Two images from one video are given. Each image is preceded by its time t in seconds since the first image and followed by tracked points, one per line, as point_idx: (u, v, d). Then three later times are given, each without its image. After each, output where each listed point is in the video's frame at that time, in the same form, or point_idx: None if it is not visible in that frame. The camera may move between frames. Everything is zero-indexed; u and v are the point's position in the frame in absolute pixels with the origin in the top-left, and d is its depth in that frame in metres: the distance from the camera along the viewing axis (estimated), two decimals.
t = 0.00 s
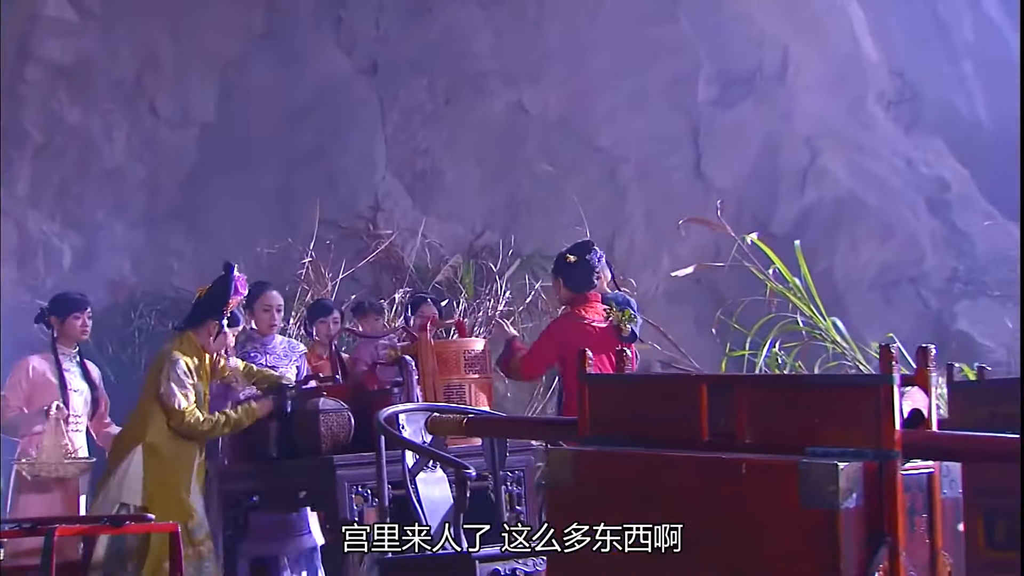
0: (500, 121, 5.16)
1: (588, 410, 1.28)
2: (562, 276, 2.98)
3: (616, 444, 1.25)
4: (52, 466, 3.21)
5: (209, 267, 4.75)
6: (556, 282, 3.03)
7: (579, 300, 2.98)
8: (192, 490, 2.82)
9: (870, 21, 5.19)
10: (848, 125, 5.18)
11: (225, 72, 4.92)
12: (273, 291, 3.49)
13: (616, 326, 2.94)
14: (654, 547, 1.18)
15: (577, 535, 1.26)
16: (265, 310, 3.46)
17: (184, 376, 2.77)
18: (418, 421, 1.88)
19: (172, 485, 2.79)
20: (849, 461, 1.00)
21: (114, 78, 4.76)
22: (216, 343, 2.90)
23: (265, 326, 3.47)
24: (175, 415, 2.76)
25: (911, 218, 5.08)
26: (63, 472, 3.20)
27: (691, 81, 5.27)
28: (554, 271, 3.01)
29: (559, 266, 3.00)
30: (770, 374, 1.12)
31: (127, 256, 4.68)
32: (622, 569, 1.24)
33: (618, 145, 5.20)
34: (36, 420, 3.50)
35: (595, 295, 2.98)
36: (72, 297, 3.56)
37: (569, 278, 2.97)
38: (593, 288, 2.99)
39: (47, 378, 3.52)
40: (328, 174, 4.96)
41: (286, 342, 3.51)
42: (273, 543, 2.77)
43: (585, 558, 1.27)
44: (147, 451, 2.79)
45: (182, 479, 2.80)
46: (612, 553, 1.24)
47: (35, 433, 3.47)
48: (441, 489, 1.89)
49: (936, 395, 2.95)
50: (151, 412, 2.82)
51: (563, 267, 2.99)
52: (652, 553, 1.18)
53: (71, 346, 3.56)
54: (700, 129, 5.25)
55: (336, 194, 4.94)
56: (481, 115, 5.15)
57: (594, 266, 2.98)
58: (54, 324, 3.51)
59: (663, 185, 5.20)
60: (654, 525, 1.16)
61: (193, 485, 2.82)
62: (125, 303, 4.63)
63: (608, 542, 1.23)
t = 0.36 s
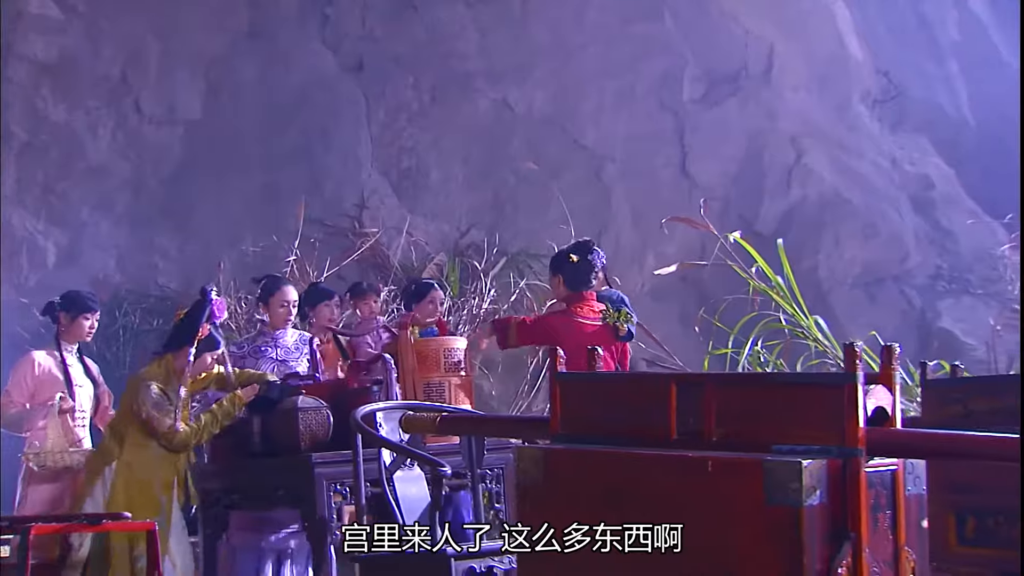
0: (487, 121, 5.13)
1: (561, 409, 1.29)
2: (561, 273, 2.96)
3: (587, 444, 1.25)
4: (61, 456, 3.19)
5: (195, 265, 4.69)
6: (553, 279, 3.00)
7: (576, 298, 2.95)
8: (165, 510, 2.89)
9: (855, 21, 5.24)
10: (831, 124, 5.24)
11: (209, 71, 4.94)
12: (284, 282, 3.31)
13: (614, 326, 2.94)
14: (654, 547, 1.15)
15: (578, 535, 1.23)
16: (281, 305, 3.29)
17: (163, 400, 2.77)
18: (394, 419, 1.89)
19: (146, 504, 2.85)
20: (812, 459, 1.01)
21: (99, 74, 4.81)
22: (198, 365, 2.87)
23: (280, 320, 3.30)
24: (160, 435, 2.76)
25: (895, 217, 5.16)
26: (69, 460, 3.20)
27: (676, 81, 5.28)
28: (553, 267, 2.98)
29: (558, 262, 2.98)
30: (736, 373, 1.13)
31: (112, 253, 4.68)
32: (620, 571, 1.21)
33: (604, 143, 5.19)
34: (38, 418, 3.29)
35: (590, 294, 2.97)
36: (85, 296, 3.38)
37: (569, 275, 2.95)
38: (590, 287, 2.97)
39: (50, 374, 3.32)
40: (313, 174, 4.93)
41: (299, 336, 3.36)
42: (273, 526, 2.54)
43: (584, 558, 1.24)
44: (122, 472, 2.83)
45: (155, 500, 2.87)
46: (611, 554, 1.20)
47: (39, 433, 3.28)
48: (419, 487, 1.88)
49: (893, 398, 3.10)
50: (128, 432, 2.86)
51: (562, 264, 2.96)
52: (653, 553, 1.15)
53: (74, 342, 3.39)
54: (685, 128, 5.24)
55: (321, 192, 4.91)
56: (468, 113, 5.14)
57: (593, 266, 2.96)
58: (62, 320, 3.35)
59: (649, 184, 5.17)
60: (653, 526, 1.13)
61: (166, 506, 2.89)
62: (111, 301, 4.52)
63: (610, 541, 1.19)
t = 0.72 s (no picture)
0: (476, 119, 5.07)
1: (537, 404, 1.29)
2: (554, 270, 2.98)
3: (564, 439, 1.25)
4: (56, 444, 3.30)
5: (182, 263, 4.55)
6: (544, 276, 3.02)
7: (567, 296, 2.96)
8: (148, 504, 2.85)
9: (845, 20, 5.26)
10: (820, 122, 5.24)
11: (199, 68, 4.87)
12: (274, 283, 3.33)
13: (604, 327, 2.97)
14: (655, 548, 1.13)
15: (579, 533, 1.20)
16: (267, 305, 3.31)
17: (144, 379, 2.80)
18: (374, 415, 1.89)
19: (128, 495, 2.86)
20: (778, 456, 1.03)
21: (88, 70, 4.77)
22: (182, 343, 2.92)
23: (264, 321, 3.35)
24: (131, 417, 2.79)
25: (883, 214, 5.17)
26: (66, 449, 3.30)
27: (665, 79, 5.25)
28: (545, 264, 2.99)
29: (550, 259, 3.00)
30: (711, 367, 1.13)
31: (100, 250, 4.63)
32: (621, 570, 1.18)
33: (594, 141, 5.14)
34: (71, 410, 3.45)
35: (580, 293, 2.98)
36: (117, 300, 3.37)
37: (562, 273, 2.97)
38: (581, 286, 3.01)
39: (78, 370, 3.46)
40: (303, 173, 4.85)
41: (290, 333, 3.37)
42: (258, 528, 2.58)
43: (583, 559, 1.22)
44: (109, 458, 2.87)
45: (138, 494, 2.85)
46: (611, 554, 1.18)
47: (66, 423, 3.44)
48: (401, 484, 1.88)
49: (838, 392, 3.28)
50: (115, 423, 2.89)
51: (554, 261, 2.98)
52: (654, 553, 1.13)
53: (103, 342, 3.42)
54: (675, 125, 5.22)
55: (311, 191, 4.83)
56: (458, 110, 5.06)
57: (585, 264, 2.99)
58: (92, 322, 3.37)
59: (638, 182, 5.14)
60: (653, 526, 1.11)
61: (148, 501, 2.85)
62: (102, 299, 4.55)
63: (609, 541, 1.17)
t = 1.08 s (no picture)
0: (471, 119, 4.96)
1: (515, 406, 1.43)
2: (522, 272, 3.06)
3: (541, 440, 1.39)
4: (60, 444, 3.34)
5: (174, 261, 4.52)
6: (514, 280, 3.10)
7: (537, 295, 3.03)
8: (140, 477, 2.93)
9: (840, 20, 5.23)
10: (813, 121, 5.23)
11: (194, 68, 4.75)
12: (257, 285, 3.32)
13: (576, 322, 3.00)
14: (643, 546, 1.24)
15: (547, 531, 1.34)
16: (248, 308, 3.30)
17: (129, 357, 2.88)
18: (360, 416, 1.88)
19: (121, 474, 2.94)
20: (753, 457, 1.14)
21: (83, 71, 4.68)
22: (168, 324, 3.02)
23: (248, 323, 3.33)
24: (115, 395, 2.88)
25: (878, 214, 5.21)
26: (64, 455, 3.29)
27: (660, 80, 5.14)
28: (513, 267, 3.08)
29: (517, 262, 3.09)
30: (679, 369, 1.26)
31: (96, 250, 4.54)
32: (579, 569, 1.32)
33: (589, 141, 5.04)
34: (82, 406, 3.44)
35: (550, 292, 3.05)
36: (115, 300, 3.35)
37: (529, 273, 3.05)
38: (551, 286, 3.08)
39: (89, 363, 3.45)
40: (297, 170, 4.75)
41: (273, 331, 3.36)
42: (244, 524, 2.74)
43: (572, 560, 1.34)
44: (97, 444, 2.95)
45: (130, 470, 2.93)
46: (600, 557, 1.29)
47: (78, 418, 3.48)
48: (386, 483, 1.90)
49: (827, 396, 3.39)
50: (102, 409, 2.98)
51: (521, 263, 3.07)
52: (618, 553, 1.27)
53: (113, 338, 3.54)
54: (671, 126, 5.13)
55: (305, 190, 4.74)
56: (453, 111, 4.96)
57: (551, 263, 3.06)
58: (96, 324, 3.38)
59: (633, 184, 5.05)
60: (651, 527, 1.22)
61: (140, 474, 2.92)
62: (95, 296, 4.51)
63: (573, 541, 1.31)
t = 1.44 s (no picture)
0: (467, 119, 4.96)
1: (494, 406, 1.44)
2: (501, 268, 3.10)
3: (522, 441, 1.41)
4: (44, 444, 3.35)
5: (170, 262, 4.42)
6: (489, 276, 3.12)
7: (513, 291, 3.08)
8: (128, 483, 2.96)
9: (839, 22, 5.23)
10: (809, 121, 5.25)
11: (191, 70, 4.66)
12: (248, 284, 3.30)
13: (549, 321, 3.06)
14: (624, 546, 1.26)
15: (547, 531, 1.34)
16: (242, 306, 3.30)
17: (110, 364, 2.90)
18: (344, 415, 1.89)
19: (108, 481, 2.95)
20: (723, 458, 1.16)
21: (80, 72, 4.50)
22: (149, 335, 2.98)
23: (240, 321, 3.33)
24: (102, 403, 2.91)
25: (874, 216, 5.24)
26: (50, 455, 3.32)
27: (656, 82, 5.15)
28: (490, 263, 3.11)
29: (494, 258, 3.12)
30: (656, 371, 1.27)
31: (92, 252, 4.40)
32: (579, 569, 1.32)
33: (584, 143, 5.04)
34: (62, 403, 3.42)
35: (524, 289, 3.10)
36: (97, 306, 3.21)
37: (508, 269, 3.10)
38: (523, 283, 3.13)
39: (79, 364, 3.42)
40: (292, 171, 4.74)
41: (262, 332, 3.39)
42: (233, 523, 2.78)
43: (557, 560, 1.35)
44: (83, 452, 2.96)
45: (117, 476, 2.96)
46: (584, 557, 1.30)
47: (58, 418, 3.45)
48: (371, 483, 1.89)
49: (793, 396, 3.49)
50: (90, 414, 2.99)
51: (500, 259, 3.11)
52: (618, 553, 1.27)
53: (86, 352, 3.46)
54: (665, 127, 5.14)
55: (301, 191, 4.73)
56: (450, 112, 4.95)
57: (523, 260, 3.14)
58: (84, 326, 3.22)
59: (629, 185, 5.07)
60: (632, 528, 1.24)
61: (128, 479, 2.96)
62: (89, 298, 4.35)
63: (574, 542, 1.31)
